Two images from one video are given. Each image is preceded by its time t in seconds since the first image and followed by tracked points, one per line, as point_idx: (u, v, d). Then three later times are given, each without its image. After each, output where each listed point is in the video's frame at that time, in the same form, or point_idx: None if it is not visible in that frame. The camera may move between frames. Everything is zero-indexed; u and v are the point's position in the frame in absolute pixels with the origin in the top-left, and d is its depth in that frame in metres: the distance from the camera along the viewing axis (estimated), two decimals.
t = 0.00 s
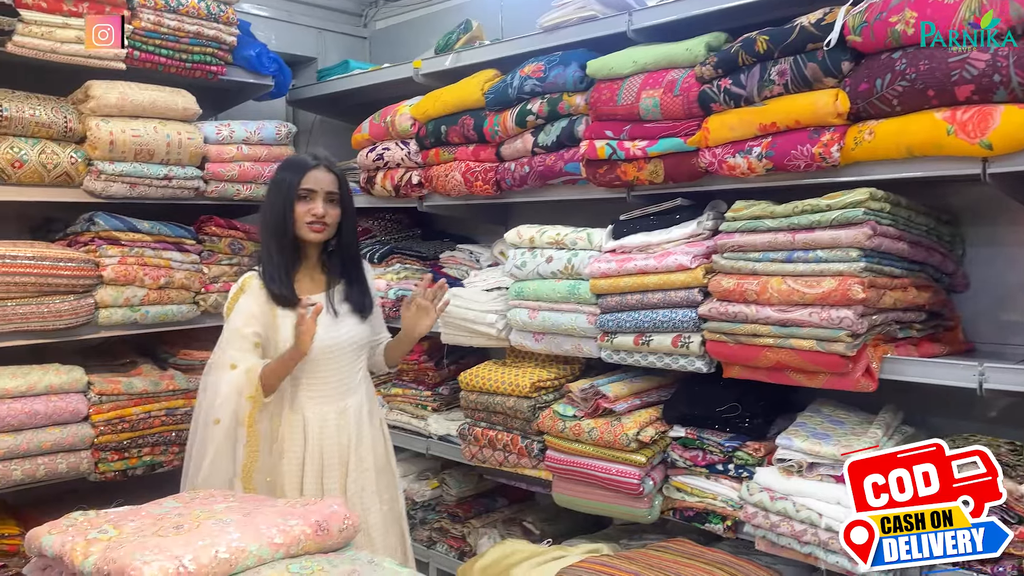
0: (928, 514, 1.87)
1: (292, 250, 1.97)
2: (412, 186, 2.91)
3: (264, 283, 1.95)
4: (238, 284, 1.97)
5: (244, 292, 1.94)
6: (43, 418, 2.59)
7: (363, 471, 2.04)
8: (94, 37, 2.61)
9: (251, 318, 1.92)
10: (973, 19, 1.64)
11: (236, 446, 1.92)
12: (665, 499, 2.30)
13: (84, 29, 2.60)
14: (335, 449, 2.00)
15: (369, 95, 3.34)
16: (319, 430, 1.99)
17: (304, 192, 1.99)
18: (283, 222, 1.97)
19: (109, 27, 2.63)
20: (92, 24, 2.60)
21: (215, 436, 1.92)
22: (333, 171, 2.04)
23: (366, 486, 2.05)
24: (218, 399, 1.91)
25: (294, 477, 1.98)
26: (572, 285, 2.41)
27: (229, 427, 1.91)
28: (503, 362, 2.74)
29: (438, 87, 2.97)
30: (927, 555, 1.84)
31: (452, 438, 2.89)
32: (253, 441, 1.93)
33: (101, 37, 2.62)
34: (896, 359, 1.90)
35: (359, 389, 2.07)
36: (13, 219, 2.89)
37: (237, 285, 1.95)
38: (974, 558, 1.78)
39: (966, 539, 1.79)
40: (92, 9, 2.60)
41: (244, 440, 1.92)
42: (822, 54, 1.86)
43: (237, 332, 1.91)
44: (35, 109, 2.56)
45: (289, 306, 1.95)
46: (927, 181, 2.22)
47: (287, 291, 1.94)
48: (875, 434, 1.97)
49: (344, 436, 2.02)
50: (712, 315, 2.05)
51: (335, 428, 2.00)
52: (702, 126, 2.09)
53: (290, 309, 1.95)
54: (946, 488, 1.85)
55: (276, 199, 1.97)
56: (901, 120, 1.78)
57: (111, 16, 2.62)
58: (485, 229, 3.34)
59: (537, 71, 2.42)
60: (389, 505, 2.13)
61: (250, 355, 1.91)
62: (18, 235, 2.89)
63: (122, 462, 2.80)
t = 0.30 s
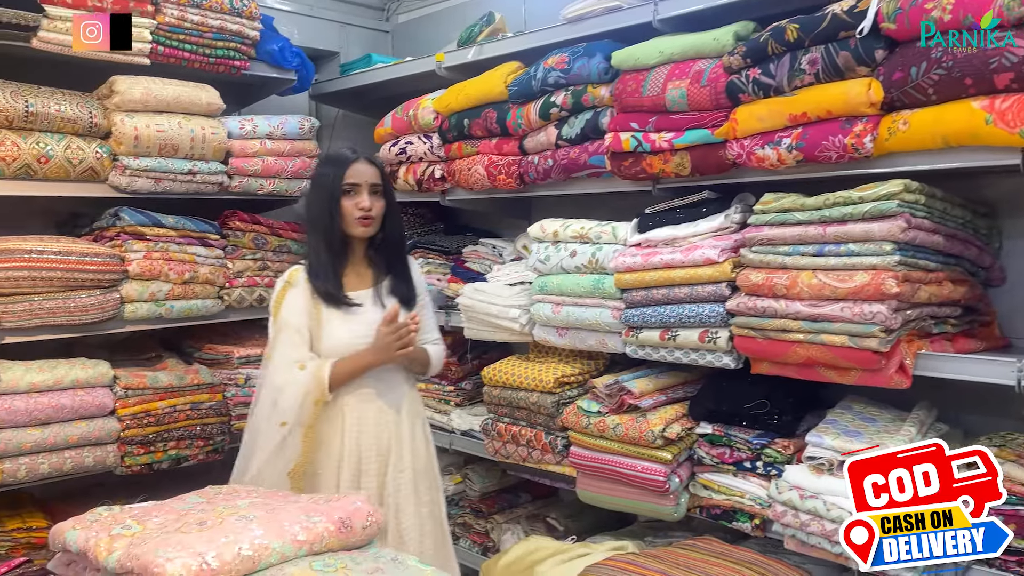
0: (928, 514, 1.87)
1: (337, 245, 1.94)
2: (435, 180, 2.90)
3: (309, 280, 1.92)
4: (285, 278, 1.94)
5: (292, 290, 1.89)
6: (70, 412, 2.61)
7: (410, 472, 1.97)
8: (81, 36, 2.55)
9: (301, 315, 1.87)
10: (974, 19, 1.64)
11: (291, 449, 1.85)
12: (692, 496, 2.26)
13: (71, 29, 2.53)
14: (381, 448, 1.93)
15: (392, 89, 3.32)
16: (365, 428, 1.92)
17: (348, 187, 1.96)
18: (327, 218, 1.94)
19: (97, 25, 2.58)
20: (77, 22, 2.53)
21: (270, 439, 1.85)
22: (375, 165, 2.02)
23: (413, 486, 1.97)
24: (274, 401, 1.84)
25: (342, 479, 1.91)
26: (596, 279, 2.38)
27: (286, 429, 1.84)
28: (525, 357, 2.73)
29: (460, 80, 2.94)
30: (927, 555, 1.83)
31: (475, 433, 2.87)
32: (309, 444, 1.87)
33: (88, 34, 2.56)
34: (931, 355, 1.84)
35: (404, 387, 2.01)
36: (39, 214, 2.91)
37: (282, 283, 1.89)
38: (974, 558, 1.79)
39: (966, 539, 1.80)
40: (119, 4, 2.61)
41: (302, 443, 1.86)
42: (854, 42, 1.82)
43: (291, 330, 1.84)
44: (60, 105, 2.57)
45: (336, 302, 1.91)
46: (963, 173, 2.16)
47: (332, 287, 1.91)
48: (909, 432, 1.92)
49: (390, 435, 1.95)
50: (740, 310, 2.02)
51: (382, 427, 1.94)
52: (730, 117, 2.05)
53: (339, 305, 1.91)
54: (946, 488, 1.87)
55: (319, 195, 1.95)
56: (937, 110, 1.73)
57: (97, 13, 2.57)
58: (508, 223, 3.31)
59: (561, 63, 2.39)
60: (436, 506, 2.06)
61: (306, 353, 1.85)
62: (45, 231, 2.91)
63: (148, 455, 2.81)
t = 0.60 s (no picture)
0: (928, 514, 1.83)
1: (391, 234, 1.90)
2: (459, 172, 2.87)
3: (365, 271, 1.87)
4: (336, 268, 1.88)
5: (344, 279, 1.84)
6: (96, 405, 2.61)
7: (459, 469, 1.93)
8: (29, 35, 2.41)
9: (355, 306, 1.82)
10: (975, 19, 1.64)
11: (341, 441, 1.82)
12: (721, 495, 2.21)
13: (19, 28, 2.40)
14: (431, 444, 1.89)
15: (416, 81, 3.29)
16: (415, 423, 1.88)
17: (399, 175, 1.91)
18: (381, 208, 1.89)
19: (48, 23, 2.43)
20: (25, 21, 2.39)
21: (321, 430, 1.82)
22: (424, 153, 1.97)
23: (463, 484, 1.93)
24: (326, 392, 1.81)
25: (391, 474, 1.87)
26: (624, 273, 2.33)
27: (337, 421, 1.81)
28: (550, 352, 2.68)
29: (484, 71, 2.90)
30: (927, 555, 1.79)
31: (500, 429, 2.83)
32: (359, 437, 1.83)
33: (36, 34, 2.42)
34: (972, 351, 1.77)
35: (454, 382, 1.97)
36: (65, 208, 2.91)
37: (335, 273, 1.85)
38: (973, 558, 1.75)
39: (966, 539, 1.75)
40: None
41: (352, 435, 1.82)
42: (893, 25, 1.75)
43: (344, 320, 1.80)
44: (84, 98, 2.57)
45: (391, 293, 1.86)
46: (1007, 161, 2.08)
47: (387, 278, 1.86)
48: (948, 430, 1.86)
49: (440, 431, 1.91)
50: (773, 304, 1.96)
51: (432, 422, 1.89)
52: (763, 105, 1.99)
53: (392, 297, 1.87)
54: (945, 488, 1.81)
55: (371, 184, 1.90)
56: (981, 96, 1.66)
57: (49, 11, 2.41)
58: (534, 216, 3.27)
59: (587, 51, 2.33)
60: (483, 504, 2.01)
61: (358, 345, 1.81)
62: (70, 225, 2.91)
63: (173, 449, 2.82)
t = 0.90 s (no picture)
0: (928, 514, 1.81)
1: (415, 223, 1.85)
2: (479, 163, 2.83)
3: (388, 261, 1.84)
4: (359, 259, 1.85)
5: (367, 270, 1.82)
6: (115, 398, 2.60)
7: (487, 462, 1.88)
8: (22, 34, 2.44)
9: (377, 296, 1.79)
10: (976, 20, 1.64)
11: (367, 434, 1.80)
12: (747, 491, 2.16)
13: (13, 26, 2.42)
14: (457, 437, 1.85)
15: (435, 71, 3.25)
16: (440, 416, 1.85)
17: (424, 164, 1.87)
18: (405, 197, 1.85)
19: (41, 23, 2.45)
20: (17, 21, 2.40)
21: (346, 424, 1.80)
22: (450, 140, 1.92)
23: (491, 478, 1.89)
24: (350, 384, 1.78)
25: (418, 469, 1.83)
26: (647, 264, 2.28)
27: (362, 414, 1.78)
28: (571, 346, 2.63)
29: (504, 60, 2.85)
30: (926, 555, 1.78)
31: (521, 423, 2.79)
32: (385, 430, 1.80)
33: (29, 34, 2.44)
34: (1010, 345, 1.70)
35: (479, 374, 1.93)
36: (85, 200, 2.90)
37: (357, 264, 1.82)
38: (972, 558, 1.71)
39: (966, 539, 1.72)
40: None
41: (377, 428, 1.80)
42: (929, 7, 1.68)
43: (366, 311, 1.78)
44: (103, 90, 2.56)
45: (414, 284, 1.83)
46: None
47: (411, 268, 1.83)
48: (985, 427, 1.80)
49: (466, 424, 1.87)
50: (802, 296, 1.91)
51: (458, 414, 1.86)
52: (792, 91, 1.93)
53: (416, 288, 1.83)
54: (946, 488, 1.76)
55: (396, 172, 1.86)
56: (1021, 80, 1.60)
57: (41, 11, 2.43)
58: (554, 207, 3.23)
59: (609, 37, 2.28)
60: (512, 500, 1.96)
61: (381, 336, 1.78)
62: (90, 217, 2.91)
63: (193, 442, 2.80)
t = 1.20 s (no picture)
0: (929, 514, 1.74)
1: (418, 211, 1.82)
2: (501, 151, 2.77)
3: (388, 249, 1.80)
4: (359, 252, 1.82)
5: (365, 263, 1.78)
6: (136, 390, 2.59)
7: (496, 455, 1.83)
8: (21, 34, 2.31)
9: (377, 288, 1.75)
10: (974, 21, 1.61)
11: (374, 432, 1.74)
12: (779, 487, 2.10)
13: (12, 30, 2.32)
14: (464, 430, 1.81)
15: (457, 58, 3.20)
16: (447, 408, 1.80)
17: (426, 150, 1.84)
18: (407, 184, 1.82)
19: (39, 24, 2.35)
20: (18, 21, 2.30)
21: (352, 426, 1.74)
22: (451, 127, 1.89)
23: (501, 473, 1.83)
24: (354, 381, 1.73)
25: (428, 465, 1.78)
26: (674, 254, 2.21)
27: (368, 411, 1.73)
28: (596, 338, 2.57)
29: (527, 45, 2.79)
30: (927, 555, 1.71)
31: (544, 416, 2.74)
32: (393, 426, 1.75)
33: (28, 35, 2.33)
34: None
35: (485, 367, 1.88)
36: (106, 191, 2.88)
37: (355, 257, 1.78)
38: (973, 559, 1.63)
39: (966, 539, 1.65)
40: None
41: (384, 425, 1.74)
42: None
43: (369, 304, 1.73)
44: (122, 79, 2.53)
45: (414, 273, 1.79)
46: None
47: (412, 257, 1.79)
48: None
49: (472, 416, 1.82)
50: (837, 286, 1.84)
51: (464, 407, 1.81)
52: (827, 72, 1.85)
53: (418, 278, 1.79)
54: (945, 488, 1.71)
55: (393, 161, 1.83)
56: None
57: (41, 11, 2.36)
58: (578, 196, 3.17)
59: (636, 20, 2.22)
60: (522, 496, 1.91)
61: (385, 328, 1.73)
62: (111, 207, 2.89)
63: (214, 434, 2.79)
